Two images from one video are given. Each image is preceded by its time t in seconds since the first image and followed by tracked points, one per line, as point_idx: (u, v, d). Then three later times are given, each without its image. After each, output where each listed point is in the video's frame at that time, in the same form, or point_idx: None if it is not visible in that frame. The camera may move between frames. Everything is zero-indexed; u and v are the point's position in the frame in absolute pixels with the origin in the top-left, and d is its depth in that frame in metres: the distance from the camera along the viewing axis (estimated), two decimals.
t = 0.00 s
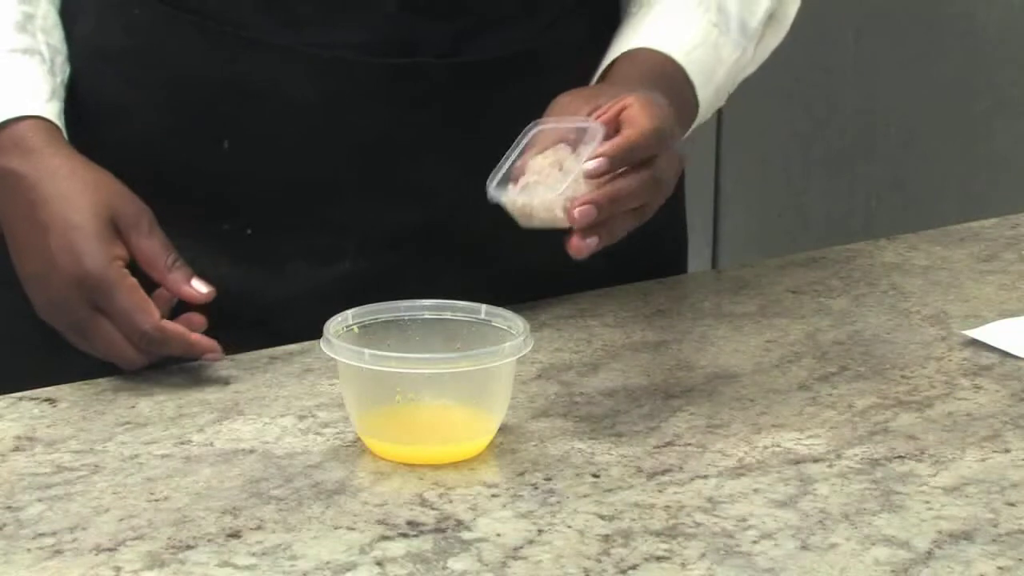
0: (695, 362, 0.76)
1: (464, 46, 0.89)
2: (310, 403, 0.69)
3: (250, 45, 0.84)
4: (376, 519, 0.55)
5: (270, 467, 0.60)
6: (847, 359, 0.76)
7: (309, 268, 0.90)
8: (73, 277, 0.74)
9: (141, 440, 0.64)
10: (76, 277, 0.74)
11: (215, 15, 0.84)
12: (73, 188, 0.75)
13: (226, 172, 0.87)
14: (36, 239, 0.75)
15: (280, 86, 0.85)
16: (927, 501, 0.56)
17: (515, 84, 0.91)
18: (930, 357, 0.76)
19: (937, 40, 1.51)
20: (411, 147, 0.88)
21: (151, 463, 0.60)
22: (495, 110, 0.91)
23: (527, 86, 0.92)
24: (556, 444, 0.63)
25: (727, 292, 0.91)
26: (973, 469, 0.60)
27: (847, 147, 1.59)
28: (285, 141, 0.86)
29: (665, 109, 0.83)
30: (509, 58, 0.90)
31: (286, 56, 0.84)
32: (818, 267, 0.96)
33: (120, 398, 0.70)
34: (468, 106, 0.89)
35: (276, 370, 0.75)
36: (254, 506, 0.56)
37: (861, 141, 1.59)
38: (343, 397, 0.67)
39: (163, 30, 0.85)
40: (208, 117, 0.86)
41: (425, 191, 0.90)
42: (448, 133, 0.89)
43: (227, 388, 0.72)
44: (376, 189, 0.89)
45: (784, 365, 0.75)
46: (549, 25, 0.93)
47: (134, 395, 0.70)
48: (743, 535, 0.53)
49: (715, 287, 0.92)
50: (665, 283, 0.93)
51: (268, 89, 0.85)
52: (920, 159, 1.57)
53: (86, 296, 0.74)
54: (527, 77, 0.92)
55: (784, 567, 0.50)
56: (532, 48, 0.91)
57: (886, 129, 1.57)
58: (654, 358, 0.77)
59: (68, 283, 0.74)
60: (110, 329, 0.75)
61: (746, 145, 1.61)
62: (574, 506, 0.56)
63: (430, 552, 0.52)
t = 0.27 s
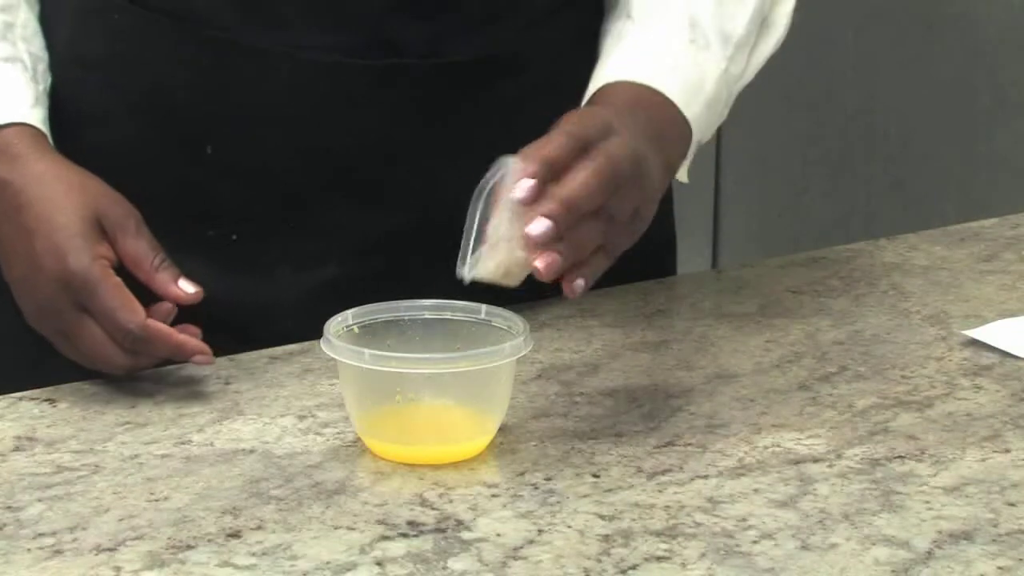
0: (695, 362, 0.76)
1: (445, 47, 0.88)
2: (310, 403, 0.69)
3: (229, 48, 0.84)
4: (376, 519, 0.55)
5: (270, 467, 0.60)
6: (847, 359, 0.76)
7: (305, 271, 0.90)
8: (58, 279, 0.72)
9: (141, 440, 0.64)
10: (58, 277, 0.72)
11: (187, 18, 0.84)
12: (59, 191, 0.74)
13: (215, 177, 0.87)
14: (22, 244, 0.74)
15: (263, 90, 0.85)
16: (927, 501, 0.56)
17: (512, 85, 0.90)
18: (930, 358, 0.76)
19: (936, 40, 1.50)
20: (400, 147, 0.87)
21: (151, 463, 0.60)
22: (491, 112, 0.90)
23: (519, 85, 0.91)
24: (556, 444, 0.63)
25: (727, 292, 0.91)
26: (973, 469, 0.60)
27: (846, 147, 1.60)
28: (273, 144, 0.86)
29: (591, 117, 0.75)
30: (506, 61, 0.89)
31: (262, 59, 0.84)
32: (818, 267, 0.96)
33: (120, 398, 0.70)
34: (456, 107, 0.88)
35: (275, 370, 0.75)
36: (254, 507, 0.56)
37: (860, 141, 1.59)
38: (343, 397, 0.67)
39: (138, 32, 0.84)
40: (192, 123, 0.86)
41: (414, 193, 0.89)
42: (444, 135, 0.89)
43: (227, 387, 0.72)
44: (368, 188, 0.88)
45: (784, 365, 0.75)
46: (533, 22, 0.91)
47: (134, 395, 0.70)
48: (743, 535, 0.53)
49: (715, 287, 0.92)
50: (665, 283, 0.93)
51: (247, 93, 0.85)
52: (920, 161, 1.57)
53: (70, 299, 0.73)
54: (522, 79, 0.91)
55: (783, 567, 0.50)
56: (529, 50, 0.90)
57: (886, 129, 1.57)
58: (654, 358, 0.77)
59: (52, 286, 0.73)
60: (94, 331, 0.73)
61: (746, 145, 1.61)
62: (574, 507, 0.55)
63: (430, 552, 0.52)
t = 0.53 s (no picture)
0: (695, 362, 0.76)
1: (440, 47, 0.87)
2: (310, 403, 0.69)
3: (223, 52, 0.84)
4: (376, 519, 0.55)
5: (270, 467, 0.60)
6: (847, 359, 0.76)
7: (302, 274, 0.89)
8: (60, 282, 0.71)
9: (141, 440, 0.64)
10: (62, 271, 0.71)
11: (178, 23, 0.84)
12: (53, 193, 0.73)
13: (210, 179, 0.87)
14: (18, 248, 0.74)
15: (259, 91, 0.85)
16: (927, 501, 0.56)
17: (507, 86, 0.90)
18: (930, 357, 0.76)
19: (937, 38, 1.50)
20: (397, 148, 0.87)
21: (151, 463, 0.60)
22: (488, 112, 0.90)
23: (513, 85, 0.90)
24: (557, 443, 0.63)
25: (727, 292, 0.91)
26: (973, 469, 0.60)
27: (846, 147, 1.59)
28: (270, 146, 0.86)
29: (498, 141, 0.66)
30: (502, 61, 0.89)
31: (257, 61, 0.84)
32: (818, 266, 0.96)
33: (120, 398, 0.70)
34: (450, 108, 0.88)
35: (275, 370, 0.75)
36: (254, 506, 0.56)
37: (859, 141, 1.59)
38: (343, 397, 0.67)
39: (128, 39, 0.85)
40: (186, 125, 0.86)
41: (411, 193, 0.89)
42: (440, 136, 0.89)
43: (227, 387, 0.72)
44: (364, 189, 0.88)
45: (784, 365, 0.75)
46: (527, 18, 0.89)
47: (135, 395, 0.70)
48: (743, 535, 0.53)
49: (715, 287, 0.92)
50: (665, 283, 0.93)
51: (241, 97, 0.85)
52: (920, 161, 1.57)
53: (71, 300, 0.72)
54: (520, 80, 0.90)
55: (784, 567, 0.50)
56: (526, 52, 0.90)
57: (886, 129, 1.57)
58: (654, 358, 0.77)
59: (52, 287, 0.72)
60: (90, 334, 0.72)
61: (746, 144, 1.61)
62: (574, 507, 0.55)
63: (430, 552, 0.52)
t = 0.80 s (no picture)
0: (695, 362, 0.76)
1: (437, 46, 0.88)
2: (310, 403, 0.69)
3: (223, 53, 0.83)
4: (376, 519, 0.55)
5: (270, 467, 0.60)
6: (847, 359, 0.76)
7: (299, 276, 0.88)
8: (200, 170, 0.62)
9: (141, 440, 0.64)
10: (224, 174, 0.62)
11: (178, 24, 0.82)
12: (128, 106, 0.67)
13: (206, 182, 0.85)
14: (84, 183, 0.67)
15: (259, 92, 0.83)
16: (927, 501, 0.56)
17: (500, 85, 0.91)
18: (930, 357, 0.76)
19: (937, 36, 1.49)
20: (397, 149, 0.87)
21: (151, 463, 0.60)
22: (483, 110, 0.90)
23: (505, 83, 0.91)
24: (556, 443, 0.63)
25: (727, 292, 0.91)
26: (973, 469, 0.60)
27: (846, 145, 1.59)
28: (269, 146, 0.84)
29: (455, 165, 0.63)
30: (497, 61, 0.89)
31: (262, 62, 0.83)
32: (818, 266, 0.96)
33: (120, 397, 0.70)
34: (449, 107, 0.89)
35: (275, 370, 0.75)
36: (254, 506, 0.56)
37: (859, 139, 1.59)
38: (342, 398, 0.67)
39: (132, 37, 0.82)
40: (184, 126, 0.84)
41: (411, 193, 0.89)
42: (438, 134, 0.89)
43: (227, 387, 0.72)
44: (365, 190, 0.88)
45: (784, 365, 0.75)
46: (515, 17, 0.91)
47: (134, 395, 0.70)
48: (743, 535, 0.53)
49: (715, 287, 0.92)
50: (665, 283, 0.93)
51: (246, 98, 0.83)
52: (919, 159, 1.56)
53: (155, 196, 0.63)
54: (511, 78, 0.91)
55: (783, 567, 0.50)
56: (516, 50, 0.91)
57: (887, 129, 1.56)
58: (655, 358, 0.77)
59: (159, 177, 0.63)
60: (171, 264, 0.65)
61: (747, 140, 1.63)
62: (574, 507, 0.56)
63: (430, 552, 0.52)
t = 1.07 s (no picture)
0: (695, 362, 0.76)
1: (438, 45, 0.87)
2: (310, 403, 0.69)
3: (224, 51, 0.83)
4: (376, 519, 0.55)
5: (270, 467, 0.60)
6: (847, 359, 0.76)
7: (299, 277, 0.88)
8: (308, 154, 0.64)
9: (141, 440, 0.64)
10: (322, 160, 0.64)
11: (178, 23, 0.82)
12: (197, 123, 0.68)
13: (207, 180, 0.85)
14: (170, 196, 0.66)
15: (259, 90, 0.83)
16: (927, 501, 0.56)
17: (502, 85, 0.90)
18: (930, 358, 0.76)
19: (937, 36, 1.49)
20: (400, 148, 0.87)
21: (151, 463, 0.60)
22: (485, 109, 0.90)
23: (509, 84, 0.91)
24: (556, 443, 0.63)
25: (727, 292, 0.91)
26: (973, 469, 0.60)
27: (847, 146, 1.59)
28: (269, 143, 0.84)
29: (447, 146, 0.62)
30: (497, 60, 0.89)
31: (262, 62, 0.83)
32: (818, 266, 0.96)
33: (120, 398, 0.70)
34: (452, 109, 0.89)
35: (275, 370, 0.75)
36: (254, 506, 0.56)
37: (862, 137, 1.59)
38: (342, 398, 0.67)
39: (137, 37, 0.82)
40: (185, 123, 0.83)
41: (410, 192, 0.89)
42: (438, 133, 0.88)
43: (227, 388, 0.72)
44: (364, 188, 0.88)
45: (784, 365, 0.75)
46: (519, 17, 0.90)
47: (134, 395, 0.70)
48: (743, 535, 0.53)
49: (715, 287, 0.92)
50: (665, 283, 0.93)
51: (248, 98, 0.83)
52: (919, 159, 1.57)
53: (253, 180, 0.63)
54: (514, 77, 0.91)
55: (784, 567, 0.50)
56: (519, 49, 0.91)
57: (887, 129, 1.57)
58: (655, 358, 0.77)
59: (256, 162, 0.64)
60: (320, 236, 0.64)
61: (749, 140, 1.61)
62: (574, 506, 0.55)
63: (430, 552, 0.52)
